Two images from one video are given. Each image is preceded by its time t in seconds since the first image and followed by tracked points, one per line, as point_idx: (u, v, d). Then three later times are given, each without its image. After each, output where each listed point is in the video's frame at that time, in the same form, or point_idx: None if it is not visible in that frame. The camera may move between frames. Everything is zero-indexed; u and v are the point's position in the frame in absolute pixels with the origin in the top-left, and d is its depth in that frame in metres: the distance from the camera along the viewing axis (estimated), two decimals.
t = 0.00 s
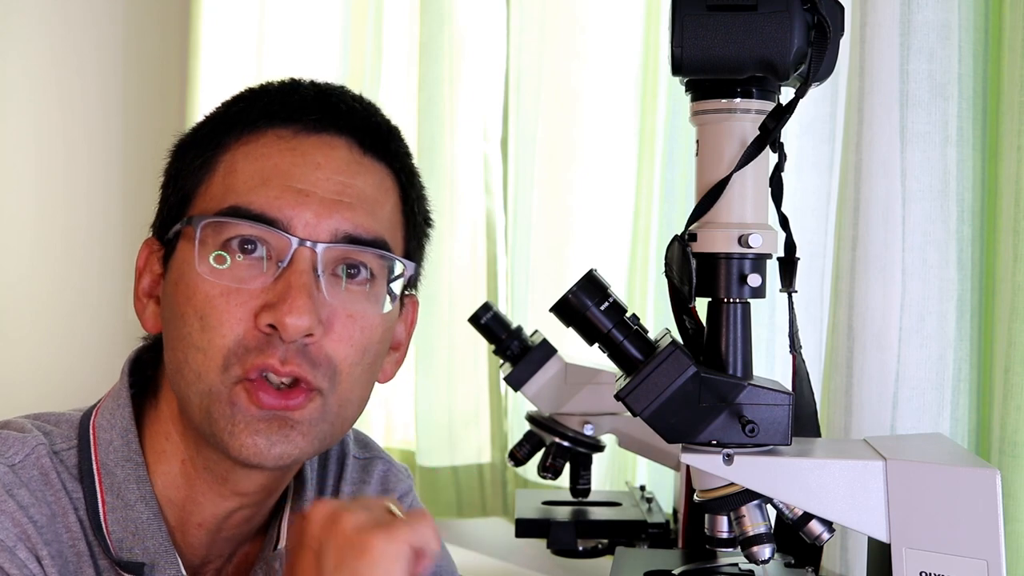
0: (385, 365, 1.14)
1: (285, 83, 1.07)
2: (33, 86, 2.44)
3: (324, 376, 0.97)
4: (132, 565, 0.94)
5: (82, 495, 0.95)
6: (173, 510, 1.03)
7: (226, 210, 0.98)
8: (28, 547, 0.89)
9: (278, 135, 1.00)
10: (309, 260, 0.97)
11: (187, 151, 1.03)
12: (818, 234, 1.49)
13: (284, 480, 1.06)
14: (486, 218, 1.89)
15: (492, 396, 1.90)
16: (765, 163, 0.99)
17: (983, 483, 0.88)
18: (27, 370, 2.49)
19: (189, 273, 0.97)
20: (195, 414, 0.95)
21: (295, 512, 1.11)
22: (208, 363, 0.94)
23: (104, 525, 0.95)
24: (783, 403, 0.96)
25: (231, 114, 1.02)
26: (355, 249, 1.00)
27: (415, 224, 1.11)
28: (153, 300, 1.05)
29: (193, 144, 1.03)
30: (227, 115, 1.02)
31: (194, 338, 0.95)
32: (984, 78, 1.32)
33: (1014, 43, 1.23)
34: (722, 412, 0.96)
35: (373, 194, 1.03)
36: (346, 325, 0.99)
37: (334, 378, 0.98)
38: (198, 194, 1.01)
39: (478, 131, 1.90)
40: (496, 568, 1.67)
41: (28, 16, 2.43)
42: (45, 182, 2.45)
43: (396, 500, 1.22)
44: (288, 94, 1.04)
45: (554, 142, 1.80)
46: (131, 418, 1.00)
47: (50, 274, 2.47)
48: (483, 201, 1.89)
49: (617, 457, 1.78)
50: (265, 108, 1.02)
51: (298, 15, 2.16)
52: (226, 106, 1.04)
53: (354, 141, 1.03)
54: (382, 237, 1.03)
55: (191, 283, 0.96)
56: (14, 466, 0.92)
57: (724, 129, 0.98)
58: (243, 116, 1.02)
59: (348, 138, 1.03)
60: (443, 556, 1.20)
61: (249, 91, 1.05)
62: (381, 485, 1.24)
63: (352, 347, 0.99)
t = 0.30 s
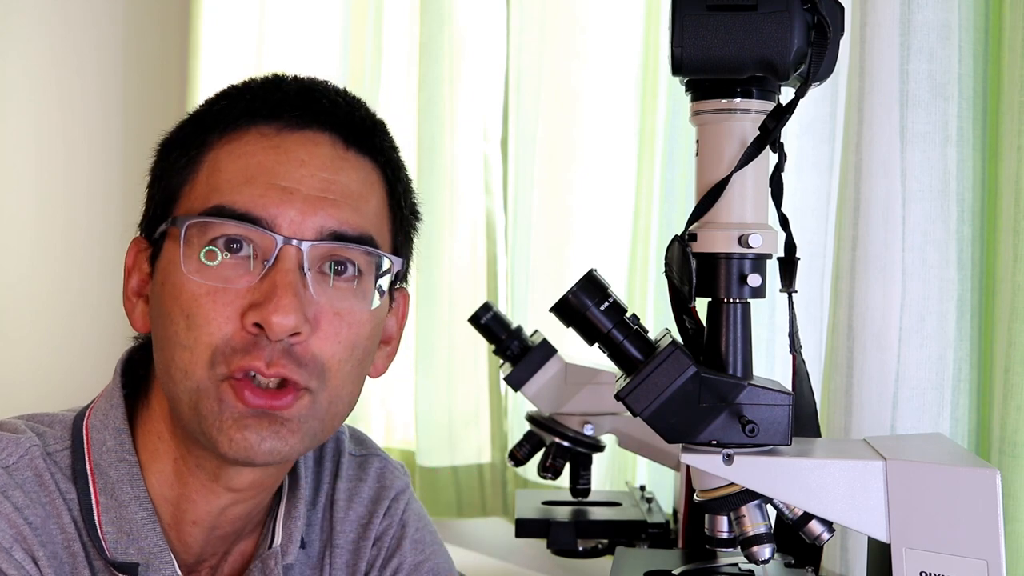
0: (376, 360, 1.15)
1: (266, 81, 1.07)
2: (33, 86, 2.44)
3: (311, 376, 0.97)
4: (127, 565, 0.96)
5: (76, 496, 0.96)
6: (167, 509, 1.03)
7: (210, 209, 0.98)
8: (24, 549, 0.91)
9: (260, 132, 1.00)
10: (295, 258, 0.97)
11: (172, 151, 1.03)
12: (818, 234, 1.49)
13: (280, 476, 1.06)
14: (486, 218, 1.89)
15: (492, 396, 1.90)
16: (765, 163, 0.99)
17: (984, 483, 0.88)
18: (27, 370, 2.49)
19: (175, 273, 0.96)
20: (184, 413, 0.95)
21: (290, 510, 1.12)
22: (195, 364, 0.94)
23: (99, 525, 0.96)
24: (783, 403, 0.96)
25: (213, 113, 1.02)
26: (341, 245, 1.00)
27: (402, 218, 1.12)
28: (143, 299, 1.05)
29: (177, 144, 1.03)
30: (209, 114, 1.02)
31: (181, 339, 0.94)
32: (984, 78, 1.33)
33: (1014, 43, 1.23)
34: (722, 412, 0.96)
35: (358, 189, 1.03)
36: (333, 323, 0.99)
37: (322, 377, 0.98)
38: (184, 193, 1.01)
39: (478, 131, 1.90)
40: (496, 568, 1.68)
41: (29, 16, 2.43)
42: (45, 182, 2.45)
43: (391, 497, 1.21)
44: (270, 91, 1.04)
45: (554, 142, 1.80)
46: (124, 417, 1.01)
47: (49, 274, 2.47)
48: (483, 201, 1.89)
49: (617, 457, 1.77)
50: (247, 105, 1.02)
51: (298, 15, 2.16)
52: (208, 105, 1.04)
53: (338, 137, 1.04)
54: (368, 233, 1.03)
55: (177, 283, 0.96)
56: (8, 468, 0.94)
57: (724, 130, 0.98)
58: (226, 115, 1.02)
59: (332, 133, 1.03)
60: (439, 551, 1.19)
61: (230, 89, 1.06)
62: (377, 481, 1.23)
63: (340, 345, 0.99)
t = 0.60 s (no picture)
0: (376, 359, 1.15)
1: (271, 79, 1.07)
2: (33, 86, 2.45)
3: (319, 369, 0.97)
4: (130, 562, 0.95)
5: (78, 494, 0.96)
6: (167, 506, 1.03)
7: (219, 202, 0.98)
8: (27, 548, 0.91)
9: (267, 129, 1.01)
10: (303, 251, 0.97)
11: (177, 148, 1.03)
12: (818, 234, 1.49)
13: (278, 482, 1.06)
14: (486, 218, 1.89)
15: (492, 396, 1.90)
16: (765, 163, 0.99)
17: (984, 483, 0.88)
18: (27, 370, 2.49)
19: (181, 268, 0.96)
20: (188, 410, 0.95)
21: (290, 506, 1.11)
22: (200, 358, 0.94)
23: (101, 523, 0.96)
24: (782, 403, 0.96)
25: (219, 110, 1.02)
26: (347, 239, 1.00)
27: (405, 216, 1.12)
28: (145, 298, 1.05)
29: (182, 141, 1.03)
30: (215, 112, 1.02)
31: (187, 333, 0.94)
32: (984, 78, 1.33)
33: (1014, 43, 1.23)
34: (722, 412, 0.96)
35: (363, 184, 1.03)
36: (340, 316, 0.99)
37: (328, 372, 0.98)
38: (188, 191, 1.01)
39: (478, 131, 1.90)
40: (496, 568, 1.68)
41: (29, 16, 2.43)
42: (45, 182, 2.45)
43: (391, 494, 1.21)
44: (275, 89, 1.04)
45: (554, 142, 1.80)
46: (125, 416, 1.01)
47: (49, 274, 2.47)
48: (483, 201, 1.89)
49: (617, 457, 1.77)
50: (253, 103, 1.02)
51: (298, 16, 2.16)
52: (214, 103, 1.04)
53: (342, 134, 1.04)
54: (373, 228, 1.03)
55: (183, 277, 0.96)
56: (11, 467, 0.94)
57: (724, 130, 0.98)
58: (232, 112, 1.02)
59: (337, 131, 1.04)
60: (439, 548, 1.18)
61: (235, 87, 1.06)
62: (377, 479, 1.23)
63: (346, 339, 0.99)
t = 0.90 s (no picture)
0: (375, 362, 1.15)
1: (278, 82, 1.07)
2: (33, 86, 2.45)
3: (320, 369, 0.97)
4: (135, 558, 0.95)
5: (83, 490, 0.97)
6: (169, 501, 1.03)
7: (224, 201, 0.98)
8: (29, 545, 0.91)
9: (273, 131, 1.01)
10: (307, 250, 0.97)
11: (183, 148, 1.03)
12: (818, 234, 1.49)
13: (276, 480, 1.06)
14: (486, 218, 1.89)
15: (492, 396, 1.90)
16: (765, 163, 0.99)
17: (984, 483, 0.88)
18: (27, 370, 2.49)
19: (185, 264, 0.96)
20: (186, 408, 0.95)
21: (292, 503, 1.12)
22: (201, 354, 0.93)
23: (107, 517, 0.96)
24: (783, 403, 0.96)
25: (226, 111, 1.02)
26: (350, 239, 1.00)
27: (406, 219, 1.12)
28: (146, 296, 1.05)
29: (188, 142, 1.03)
30: (221, 113, 1.02)
31: (189, 328, 0.94)
32: (984, 78, 1.33)
33: (1014, 43, 1.23)
34: (722, 413, 0.96)
35: (367, 186, 1.03)
36: (342, 317, 0.99)
37: (329, 372, 0.98)
38: (190, 191, 1.01)
39: (478, 131, 1.90)
40: (496, 568, 1.68)
41: (29, 16, 2.43)
42: (44, 182, 2.45)
43: (394, 495, 1.21)
44: (282, 92, 1.05)
45: (554, 142, 1.80)
46: (131, 411, 1.01)
47: (49, 273, 2.47)
48: (483, 201, 1.89)
49: (617, 457, 1.77)
50: (260, 104, 1.02)
51: (298, 16, 2.16)
52: (220, 104, 1.05)
53: (348, 138, 1.04)
54: (376, 230, 1.04)
55: (187, 273, 0.95)
56: (15, 462, 0.94)
57: (724, 129, 0.98)
58: (239, 113, 1.02)
59: (342, 134, 1.04)
60: (441, 549, 1.18)
61: (242, 89, 1.06)
62: (378, 479, 1.23)
63: (347, 340, 0.99)
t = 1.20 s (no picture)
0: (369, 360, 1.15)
1: (268, 79, 1.07)
2: (33, 86, 2.45)
3: (313, 368, 0.97)
4: (128, 561, 0.96)
5: (76, 493, 0.97)
6: (163, 503, 1.03)
7: (213, 202, 0.98)
8: (22, 548, 0.91)
9: (262, 129, 1.01)
10: (298, 252, 0.97)
11: (173, 147, 1.03)
12: (818, 234, 1.49)
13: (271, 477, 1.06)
14: (486, 218, 1.89)
15: (492, 396, 1.90)
16: (765, 163, 0.99)
17: (984, 483, 0.88)
18: (27, 370, 2.49)
19: (175, 266, 0.96)
20: (179, 408, 0.95)
21: (287, 505, 1.12)
22: (192, 356, 0.93)
23: (99, 521, 0.96)
24: (783, 403, 0.96)
25: (216, 109, 1.02)
26: (341, 239, 1.00)
27: (399, 216, 1.12)
28: (139, 296, 1.05)
29: (178, 140, 1.03)
30: (211, 111, 1.02)
31: (180, 330, 0.94)
32: (984, 78, 1.33)
33: (1014, 43, 1.23)
34: (722, 412, 0.96)
35: (358, 184, 1.03)
36: (334, 317, 0.99)
37: (323, 371, 0.98)
38: (183, 191, 1.01)
39: (478, 131, 1.90)
40: (496, 568, 1.68)
41: (29, 16, 2.43)
42: (44, 182, 2.45)
43: (390, 495, 1.21)
44: (272, 89, 1.05)
45: (554, 142, 1.80)
46: (124, 413, 1.01)
47: (49, 273, 2.47)
48: (483, 201, 1.89)
49: (617, 457, 1.77)
50: (249, 102, 1.02)
51: (299, 16, 2.16)
52: (209, 102, 1.04)
53: (338, 135, 1.04)
54: (368, 228, 1.03)
55: (178, 275, 0.95)
56: (8, 465, 0.94)
57: (724, 129, 0.98)
58: (228, 111, 1.02)
59: (333, 131, 1.04)
60: (439, 549, 1.18)
61: (231, 87, 1.06)
62: (376, 479, 1.23)
63: (340, 340, 0.99)
